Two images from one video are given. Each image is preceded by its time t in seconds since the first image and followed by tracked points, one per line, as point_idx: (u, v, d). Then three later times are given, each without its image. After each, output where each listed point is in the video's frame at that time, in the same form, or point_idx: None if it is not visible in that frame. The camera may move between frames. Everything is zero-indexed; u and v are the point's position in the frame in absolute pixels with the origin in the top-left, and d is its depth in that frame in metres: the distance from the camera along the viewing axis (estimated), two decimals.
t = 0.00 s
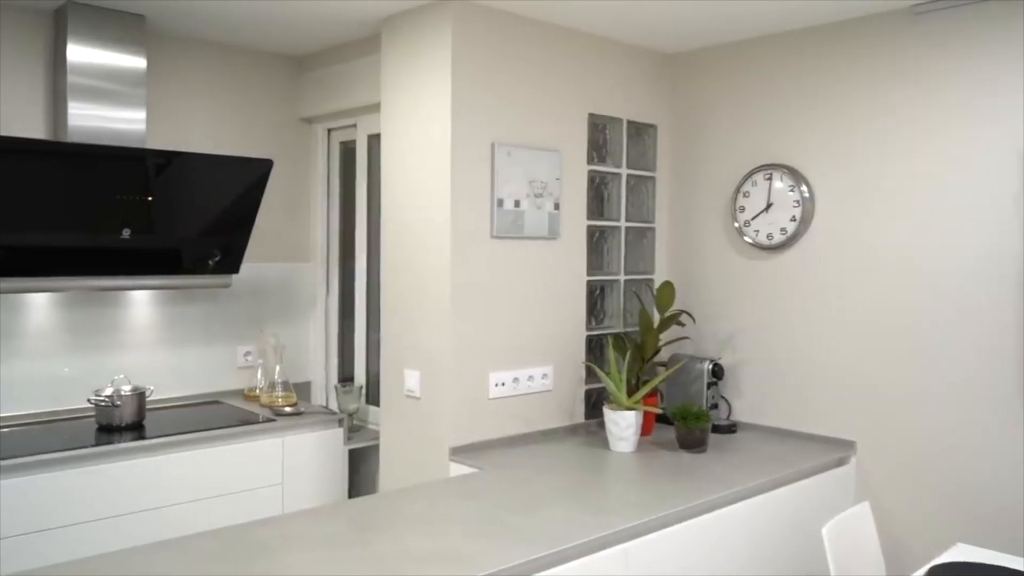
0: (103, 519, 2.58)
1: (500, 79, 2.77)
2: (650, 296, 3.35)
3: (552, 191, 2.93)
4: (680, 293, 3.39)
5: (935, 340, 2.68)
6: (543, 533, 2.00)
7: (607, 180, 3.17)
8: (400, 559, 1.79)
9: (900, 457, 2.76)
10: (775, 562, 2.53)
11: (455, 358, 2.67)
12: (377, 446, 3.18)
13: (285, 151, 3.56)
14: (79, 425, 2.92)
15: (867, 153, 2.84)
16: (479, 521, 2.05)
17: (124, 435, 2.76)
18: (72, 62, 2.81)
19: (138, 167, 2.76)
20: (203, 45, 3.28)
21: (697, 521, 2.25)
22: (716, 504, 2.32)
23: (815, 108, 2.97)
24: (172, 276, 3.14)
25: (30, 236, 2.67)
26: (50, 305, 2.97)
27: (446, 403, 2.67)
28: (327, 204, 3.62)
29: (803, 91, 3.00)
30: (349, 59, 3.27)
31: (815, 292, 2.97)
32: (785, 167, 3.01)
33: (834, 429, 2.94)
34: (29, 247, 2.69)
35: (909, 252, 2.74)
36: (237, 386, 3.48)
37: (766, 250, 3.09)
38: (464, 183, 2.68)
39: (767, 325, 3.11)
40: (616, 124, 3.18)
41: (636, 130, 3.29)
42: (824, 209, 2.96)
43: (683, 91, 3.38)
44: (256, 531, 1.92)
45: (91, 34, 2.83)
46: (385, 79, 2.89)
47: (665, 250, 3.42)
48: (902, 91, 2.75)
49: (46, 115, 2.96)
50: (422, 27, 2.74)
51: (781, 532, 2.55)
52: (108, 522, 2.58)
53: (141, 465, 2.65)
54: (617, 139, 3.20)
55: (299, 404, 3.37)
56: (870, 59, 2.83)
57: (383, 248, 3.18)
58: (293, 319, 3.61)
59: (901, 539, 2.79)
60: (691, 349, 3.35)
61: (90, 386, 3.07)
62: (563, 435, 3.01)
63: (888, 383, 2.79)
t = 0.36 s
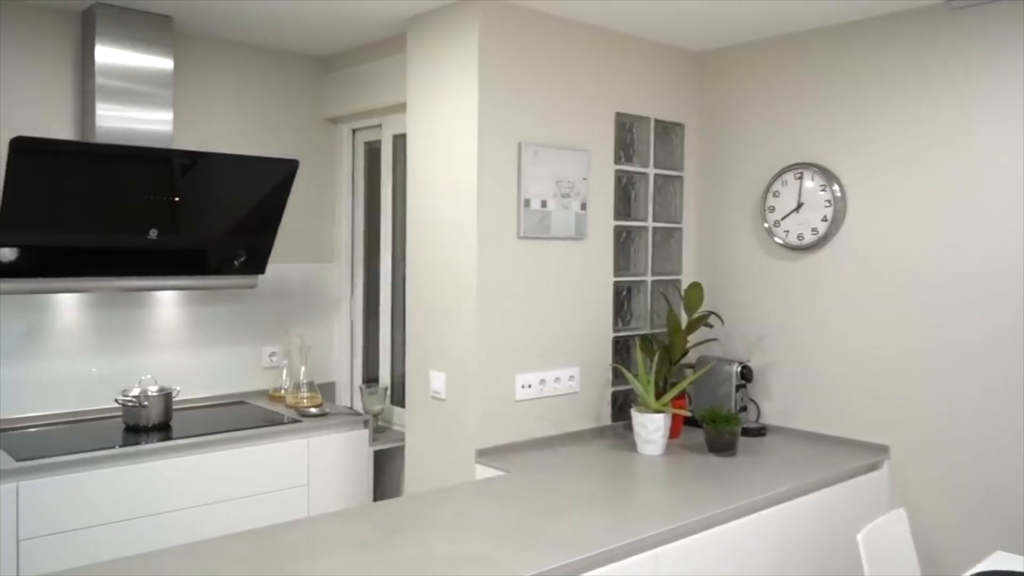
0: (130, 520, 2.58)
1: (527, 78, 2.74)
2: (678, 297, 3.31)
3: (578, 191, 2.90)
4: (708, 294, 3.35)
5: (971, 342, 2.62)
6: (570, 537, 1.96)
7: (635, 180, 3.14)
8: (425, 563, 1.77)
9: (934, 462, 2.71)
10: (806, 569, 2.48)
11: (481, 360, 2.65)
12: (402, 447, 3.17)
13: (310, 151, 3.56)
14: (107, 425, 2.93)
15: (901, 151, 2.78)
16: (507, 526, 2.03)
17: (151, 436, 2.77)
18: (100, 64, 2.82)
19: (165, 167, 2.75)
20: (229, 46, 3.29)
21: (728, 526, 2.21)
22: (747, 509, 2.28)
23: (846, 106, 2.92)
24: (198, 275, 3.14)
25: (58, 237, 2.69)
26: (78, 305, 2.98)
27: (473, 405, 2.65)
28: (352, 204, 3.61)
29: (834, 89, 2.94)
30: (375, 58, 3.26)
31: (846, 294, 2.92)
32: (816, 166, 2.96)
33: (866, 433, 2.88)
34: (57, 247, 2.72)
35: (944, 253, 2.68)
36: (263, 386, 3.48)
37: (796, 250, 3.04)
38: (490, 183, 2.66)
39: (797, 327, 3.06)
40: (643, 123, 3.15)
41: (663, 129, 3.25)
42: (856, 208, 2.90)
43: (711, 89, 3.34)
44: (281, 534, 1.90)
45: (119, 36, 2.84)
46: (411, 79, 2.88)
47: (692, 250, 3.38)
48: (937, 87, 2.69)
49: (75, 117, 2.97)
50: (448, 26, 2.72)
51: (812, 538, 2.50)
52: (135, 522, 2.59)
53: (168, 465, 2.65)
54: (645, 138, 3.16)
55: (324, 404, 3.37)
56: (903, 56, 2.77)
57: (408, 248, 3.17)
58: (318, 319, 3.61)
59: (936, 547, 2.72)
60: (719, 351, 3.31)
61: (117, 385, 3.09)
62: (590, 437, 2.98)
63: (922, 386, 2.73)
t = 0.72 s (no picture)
0: (154, 520, 2.58)
1: (551, 76, 2.72)
2: (704, 297, 3.27)
3: (604, 190, 2.87)
4: (735, 294, 3.30)
5: (1007, 345, 2.55)
6: (598, 541, 1.94)
7: (660, 179, 3.10)
8: (450, 567, 1.75)
9: (968, 467, 2.65)
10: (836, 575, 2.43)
11: (506, 361, 2.63)
12: (426, 448, 3.15)
13: (333, 151, 3.55)
14: (132, 425, 2.94)
15: (933, 149, 2.72)
16: (534, 529, 2.00)
17: (176, 436, 2.77)
18: (125, 65, 2.83)
19: (189, 167, 2.75)
20: (253, 46, 3.29)
21: (757, 531, 2.17)
22: (777, 515, 2.24)
23: (876, 104, 2.86)
24: (222, 275, 3.14)
25: (84, 237, 2.70)
26: (104, 305, 2.99)
27: (497, 406, 2.63)
28: (375, 205, 3.60)
29: (864, 86, 2.89)
30: (398, 57, 3.25)
31: (877, 294, 2.86)
32: (846, 164, 2.91)
33: (897, 437, 2.83)
34: (82, 247, 2.73)
35: (978, 253, 2.62)
36: (286, 386, 3.48)
37: (826, 250, 2.99)
38: (515, 182, 2.63)
39: (826, 328, 3.01)
40: (669, 122, 3.11)
41: (689, 128, 3.21)
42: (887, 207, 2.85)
43: (737, 87, 3.29)
44: (306, 536, 1.89)
45: (144, 37, 2.85)
46: (435, 78, 2.86)
47: (718, 250, 3.34)
48: (971, 84, 2.63)
49: (100, 117, 2.98)
50: (473, 24, 2.70)
51: (843, 543, 2.45)
52: (159, 523, 2.59)
53: (192, 465, 2.65)
54: (670, 136, 3.13)
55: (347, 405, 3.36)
56: (935, 52, 2.71)
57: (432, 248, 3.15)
58: (341, 319, 3.60)
59: (969, 554, 2.66)
60: (746, 352, 3.27)
61: (142, 386, 3.10)
62: (615, 439, 2.95)
63: (954, 389, 2.68)
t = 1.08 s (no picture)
0: (181, 519, 2.58)
1: (578, 74, 2.69)
2: (732, 298, 3.23)
3: (631, 190, 2.84)
4: (764, 295, 3.26)
5: None
6: (627, 546, 1.90)
7: (688, 178, 3.06)
8: (478, 570, 1.72)
9: (1007, 472, 2.58)
10: None
11: (532, 362, 2.60)
12: (451, 449, 3.13)
13: (358, 150, 3.54)
14: (158, 425, 2.95)
15: (969, 146, 2.66)
16: (562, 533, 1.97)
17: (202, 436, 2.77)
18: (153, 66, 2.84)
19: (215, 168, 2.75)
20: (278, 45, 3.29)
21: (790, 537, 2.13)
22: (810, 520, 2.19)
23: (909, 100, 2.80)
24: (248, 275, 3.14)
25: (111, 237, 2.71)
26: (130, 305, 3.01)
27: (523, 408, 2.61)
28: (400, 205, 3.59)
29: (897, 82, 2.83)
30: (424, 56, 3.23)
31: (911, 295, 2.81)
32: (878, 162, 2.86)
33: (932, 441, 2.76)
34: (109, 247, 2.74)
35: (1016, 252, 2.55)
36: (311, 386, 3.47)
37: (858, 251, 2.93)
38: (542, 181, 2.61)
39: (857, 329, 2.96)
40: (697, 120, 3.07)
41: (717, 126, 3.17)
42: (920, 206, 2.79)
43: (766, 85, 3.25)
44: (332, 538, 1.87)
45: (172, 37, 2.85)
46: (461, 76, 2.84)
47: (747, 250, 3.30)
48: (1008, 79, 2.56)
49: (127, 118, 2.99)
50: (499, 22, 2.68)
51: (876, 549, 2.40)
52: (185, 522, 2.59)
53: (218, 465, 2.65)
54: (698, 135, 3.09)
55: (372, 405, 3.35)
56: (970, 47, 2.65)
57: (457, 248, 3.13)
58: (365, 319, 3.59)
59: (1007, 562, 2.59)
60: (776, 353, 3.22)
61: (169, 385, 3.11)
62: (642, 441, 2.91)
63: (991, 393, 2.61)
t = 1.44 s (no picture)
0: (209, 520, 2.59)
1: (608, 71, 2.66)
2: (764, 298, 3.18)
3: (661, 189, 2.80)
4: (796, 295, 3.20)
5: None
6: (660, 550, 1.87)
7: (719, 177, 3.02)
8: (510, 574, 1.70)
9: None
10: None
11: (561, 363, 2.58)
12: (479, 450, 3.12)
13: (385, 150, 3.54)
14: (187, 424, 2.96)
15: (1009, 142, 2.59)
16: (594, 536, 1.95)
17: (231, 435, 2.78)
18: (183, 66, 2.85)
19: (243, 168, 2.75)
20: (306, 46, 3.29)
21: (826, 543, 2.09)
22: (846, 525, 2.15)
23: (947, 96, 2.74)
24: (276, 275, 3.15)
25: (141, 237, 2.73)
26: (160, 305, 3.02)
27: (552, 409, 2.58)
28: (427, 205, 3.58)
29: (933, 78, 2.77)
30: (451, 55, 3.22)
31: (948, 296, 2.74)
32: (915, 160, 2.80)
33: (971, 445, 2.70)
34: (140, 247, 2.75)
35: None
36: (339, 386, 3.48)
37: (894, 250, 2.87)
38: (571, 180, 2.58)
39: (893, 330, 2.90)
40: (728, 118, 3.03)
41: (748, 124, 3.13)
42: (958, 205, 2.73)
43: (798, 81, 3.19)
44: (363, 540, 1.86)
45: (201, 38, 2.86)
46: (489, 75, 2.82)
47: (779, 250, 3.25)
48: None
49: (157, 119, 3.01)
50: (527, 20, 2.66)
51: (915, 556, 2.35)
52: (214, 523, 2.59)
53: (246, 465, 2.65)
54: (730, 133, 3.04)
55: (399, 405, 3.34)
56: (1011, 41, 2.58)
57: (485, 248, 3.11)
58: (393, 319, 3.59)
59: None
60: (809, 355, 3.17)
61: (198, 385, 3.12)
62: (673, 443, 2.88)
63: None
